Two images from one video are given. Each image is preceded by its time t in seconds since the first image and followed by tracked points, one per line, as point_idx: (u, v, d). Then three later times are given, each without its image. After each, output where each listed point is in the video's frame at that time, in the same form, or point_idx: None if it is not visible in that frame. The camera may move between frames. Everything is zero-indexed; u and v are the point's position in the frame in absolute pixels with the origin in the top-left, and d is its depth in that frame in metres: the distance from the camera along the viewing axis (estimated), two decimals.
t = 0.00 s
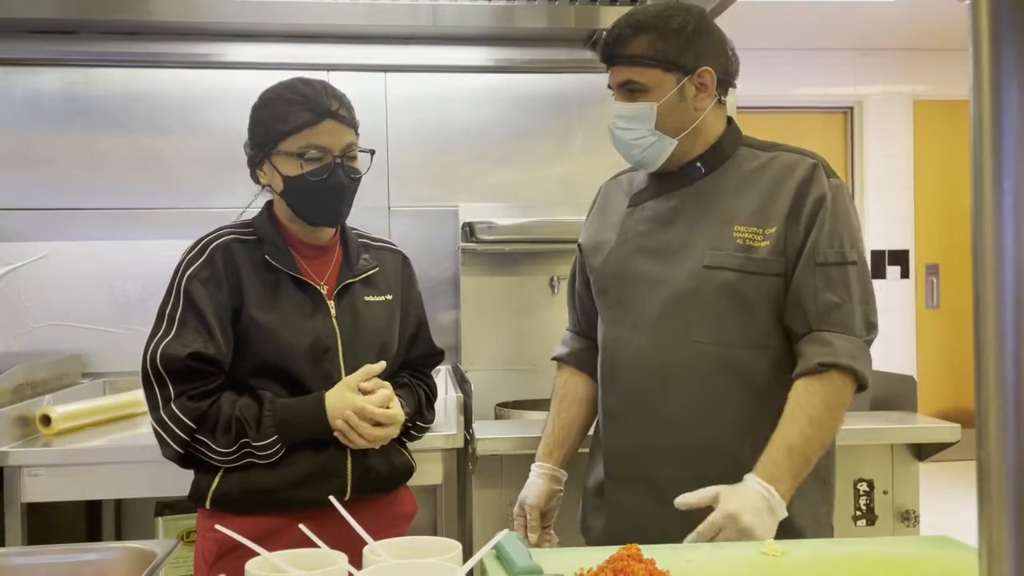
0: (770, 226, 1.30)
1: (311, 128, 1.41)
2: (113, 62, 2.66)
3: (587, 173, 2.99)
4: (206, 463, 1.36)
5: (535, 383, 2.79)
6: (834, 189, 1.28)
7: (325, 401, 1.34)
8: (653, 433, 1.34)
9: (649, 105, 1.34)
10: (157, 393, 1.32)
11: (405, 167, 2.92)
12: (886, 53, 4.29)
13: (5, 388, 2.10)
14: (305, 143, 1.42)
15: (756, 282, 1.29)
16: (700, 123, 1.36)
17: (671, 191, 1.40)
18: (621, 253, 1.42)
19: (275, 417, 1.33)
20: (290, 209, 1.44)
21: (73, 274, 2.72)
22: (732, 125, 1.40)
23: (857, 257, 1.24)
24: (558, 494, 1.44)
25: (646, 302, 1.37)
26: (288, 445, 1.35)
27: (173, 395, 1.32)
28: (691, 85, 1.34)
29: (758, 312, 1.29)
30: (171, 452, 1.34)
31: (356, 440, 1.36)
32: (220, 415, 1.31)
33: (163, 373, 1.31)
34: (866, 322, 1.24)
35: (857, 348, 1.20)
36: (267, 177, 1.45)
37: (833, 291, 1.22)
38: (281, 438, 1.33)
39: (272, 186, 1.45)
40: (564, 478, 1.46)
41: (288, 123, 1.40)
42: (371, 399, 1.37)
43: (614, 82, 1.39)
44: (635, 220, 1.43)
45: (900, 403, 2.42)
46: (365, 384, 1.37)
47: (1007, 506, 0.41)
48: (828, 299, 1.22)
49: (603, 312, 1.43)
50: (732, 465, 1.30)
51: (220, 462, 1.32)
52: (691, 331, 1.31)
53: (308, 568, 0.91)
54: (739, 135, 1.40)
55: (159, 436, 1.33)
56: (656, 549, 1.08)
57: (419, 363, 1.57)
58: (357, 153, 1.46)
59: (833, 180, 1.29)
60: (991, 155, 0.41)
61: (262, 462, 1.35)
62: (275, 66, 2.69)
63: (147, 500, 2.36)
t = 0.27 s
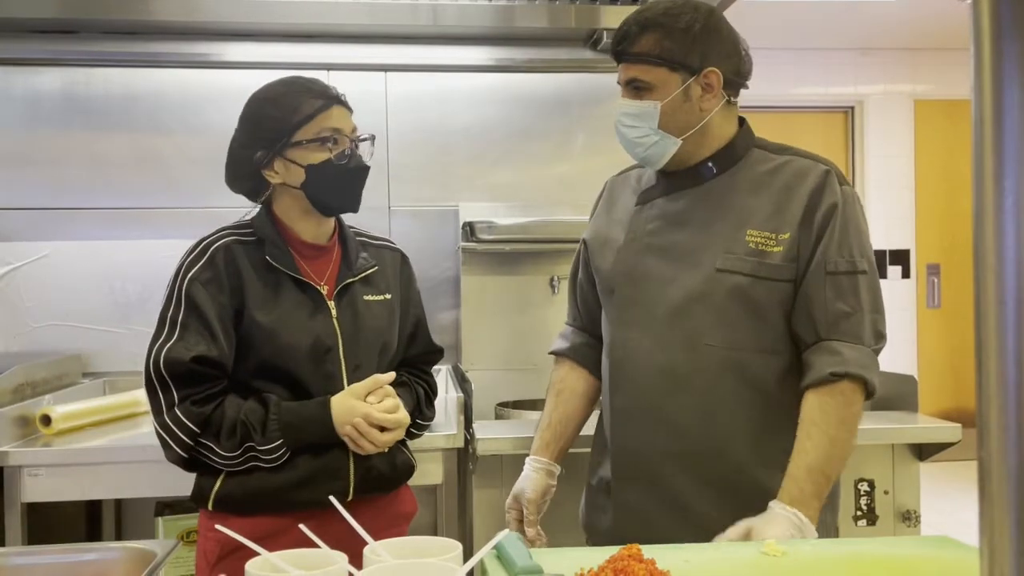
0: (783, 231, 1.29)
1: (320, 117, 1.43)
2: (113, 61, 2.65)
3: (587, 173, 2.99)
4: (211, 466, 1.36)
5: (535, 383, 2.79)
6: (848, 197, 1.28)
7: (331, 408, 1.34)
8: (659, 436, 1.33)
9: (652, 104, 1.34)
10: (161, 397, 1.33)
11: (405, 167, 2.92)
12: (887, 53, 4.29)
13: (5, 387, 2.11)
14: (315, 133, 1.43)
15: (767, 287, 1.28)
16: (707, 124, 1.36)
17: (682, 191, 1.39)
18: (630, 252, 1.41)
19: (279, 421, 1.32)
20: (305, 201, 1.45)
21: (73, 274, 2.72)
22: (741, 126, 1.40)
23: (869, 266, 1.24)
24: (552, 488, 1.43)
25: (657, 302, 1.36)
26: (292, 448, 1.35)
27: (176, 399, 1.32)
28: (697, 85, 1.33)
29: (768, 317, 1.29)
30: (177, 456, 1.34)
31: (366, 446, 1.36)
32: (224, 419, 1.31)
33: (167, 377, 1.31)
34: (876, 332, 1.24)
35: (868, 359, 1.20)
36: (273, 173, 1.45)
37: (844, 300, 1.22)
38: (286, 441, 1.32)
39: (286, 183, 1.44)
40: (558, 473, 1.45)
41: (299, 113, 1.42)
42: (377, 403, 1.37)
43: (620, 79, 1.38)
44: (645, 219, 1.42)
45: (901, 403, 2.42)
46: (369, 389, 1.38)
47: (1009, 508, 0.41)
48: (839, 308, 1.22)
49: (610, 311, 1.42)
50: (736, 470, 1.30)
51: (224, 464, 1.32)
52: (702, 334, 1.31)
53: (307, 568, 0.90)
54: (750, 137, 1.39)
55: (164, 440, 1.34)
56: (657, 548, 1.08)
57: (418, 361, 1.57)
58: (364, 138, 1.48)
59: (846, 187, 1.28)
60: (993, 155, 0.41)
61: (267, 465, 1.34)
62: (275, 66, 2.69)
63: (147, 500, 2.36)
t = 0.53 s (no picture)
0: (788, 234, 1.29)
1: (318, 113, 1.43)
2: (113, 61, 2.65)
3: (587, 172, 2.99)
4: (214, 466, 1.36)
5: (535, 383, 2.79)
6: (853, 200, 1.28)
7: (335, 404, 1.35)
8: (663, 439, 1.33)
9: (655, 102, 1.34)
10: (164, 398, 1.32)
11: (405, 166, 2.92)
12: (887, 52, 4.28)
13: (6, 387, 2.11)
14: (309, 128, 1.43)
15: (773, 290, 1.29)
16: (710, 123, 1.35)
17: (686, 192, 1.39)
18: (632, 253, 1.41)
19: (283, 418, 1.33)
20: (301, 198, 1.45)
21: (73, 274, 2.72)
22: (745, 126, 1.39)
23: (877, 269, 1.24)
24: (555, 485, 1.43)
25: (661, 305, 1.36)
26: (297, 446, 1.35)
27: (179, 399, 1.32)
28: (700, 85, 1.33)
29: (773, 321, 1.29)
30: (180, 457, 1.34)
31: (371, 441, 1.37)
32: (228, 418, 1.31)
33: (169, 377, 1.31)
34: (887, 334, 1.25)
35: (884, 364, 1.21)
36: (269, 171, 1.45)
37: (854, 305, 1.22)
38: (291, 438, 1.33)
39: (282, 180, 1.44)
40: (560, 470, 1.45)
41: (296, 107, 1.41)
42: (382, 398, 1.38)
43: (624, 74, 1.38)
44: (648, 220, 1.42)
45: (902, 402, 2.42)
46: (374, 384, 1.38)
47: (1009, 506, 0.41)
48: (853, 313, 1.22)
49: (613, 313, 1.42)
50: (741, 473, 1.29)
51: (229, 464, 1.32)
52: (707, 338, 1.31)
53: (308, 568, 0.90)
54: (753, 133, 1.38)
55: (167, 441, 1.34)
56: (658, 548, 1.08)
57: (417, 358, 1.57)
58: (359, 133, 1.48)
59: (850, 190, 1.28)
60: (992, 154, 0.41)
61: (272, 464, 1.34)
62: (275, 65, 2.69)
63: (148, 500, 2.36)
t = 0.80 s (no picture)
0: (791, 235, 1.29)
1: (289, 124, 1.41)
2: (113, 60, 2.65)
3: (587, 172, 2.99)
4: (214, 464, 1.36)
5: (535, 382, 2.79)
6: (856, 203, 1.28)
7: (335, 397, 1.34)
8: (665, 440, 1.33)
9: (659, 100, 1.34)
10: (162, 397, 1.32)
11: (406, 166, 2.92)
12: (888, 52, 4.28)
13: (7, 386, 2.11)
14: (280, 141, 1.42)
15: (775, 292, 1.29)
16: (715, 123, 1.35)
17: (687, 193, 1.39)
18: (634, 253, 1.41)
19: (282, 414, 1.33)
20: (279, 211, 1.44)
21: (74, 274, 2.72)
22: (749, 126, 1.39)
23: (880, 272, 1.24)
24: (556, 486, 1.42)
25: (663, 306, 1.36)
26: (297, 442, 1.35)
27: (178, 397, 1.31)
28: (706, 84, 1.33)
29: (776, 323, 1.29)
30: (179, 457, 1.33)
31: (372, 433, 1.37)
32: (227, 414, 1.31)
33: (167, 375, 1.31)
34: (889, 336, 1.25)
35: (886, 367, 1.21)
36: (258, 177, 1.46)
37: (856, 308, 1.23)
38: (291, 431, 1.33)
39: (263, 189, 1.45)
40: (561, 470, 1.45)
41: (273, 117, 1.41)
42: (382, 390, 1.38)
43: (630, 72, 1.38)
44: (649, 220, 1.42)
45: (902, 402, 2.42)
46: (372, 378, 1.38)
47: (1009, 506, 0.41)
48: (854, 316, 1.22)
49: (614, 312, 1.41)
50: (742, 475, 1.29)
51: (229, 460, 1.32)
52: (709, 338, 1.31)
53: (308, 567, 0.90)
54: (754, 135, 1.39)
55: (166, 441, 1.33)
56: (659, 547, 1.08)
57: (415, 357, 1.57)
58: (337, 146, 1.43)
59: (853, 192, 1.28)
60: (993, 153, 0.41)
61: (272, 460, 1.34)
62: (276, 65, 2.69)
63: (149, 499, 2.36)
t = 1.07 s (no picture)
0: (794, 234, 1.30)
1: (297, 115, 1.42)
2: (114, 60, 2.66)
3: (588, 172, 2.99)
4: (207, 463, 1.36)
5: (535, 382, 2.79)
6: (857, 204, 1.28)
7: (326, 405, 1.34)
8: (667, 438, 1.33)
9: (678, 96, 1.33)
10: (158, 394, 1.33)
11: (406, 166, 2.92)
12: (888, 52, 4.28)
13: (8, 386, 2.11)
14: (290, 128, 1.42)
15: (777, 290, 1.29)
16: (727, 120, 1.36)
17: (690, 192, 1.39)
18: (637, 251, 1.40)
19: (274, 416, 1.32)
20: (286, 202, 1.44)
21: (74, 273, 2.72)
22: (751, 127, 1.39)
23: (881, 273, 1.24)
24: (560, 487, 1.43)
25: (666, 303, 1.36)
26: (288, 445, 1.35)
27: (172, 395, 1.31)
28: (722, 81, 1.34)
29: (777, 322, 1.30)
30: (174, 452, 1.34)
31: (363, 442, 1.35)
32: (219, 414, 1.31)
33: (162, 373, 1.31)
34: (890, 337, 1.25)
35: (886, 367, 1.21)
36: (260, 170, 1.46)
37: (859, 308, 1.23)
38: (280, 432, 1.32)
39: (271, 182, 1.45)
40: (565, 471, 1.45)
41: (279, 109, 1.41)
42: (375, 399, 1.36)
43: (644, 65, 1.37)
44: (651, 219, 1.42)
45: (903, 401, 2.42)
46: (367, 384, 1.37)
47: (1010, 504, 0.41)
48: (856, 316, 1.23)
49: (616, 310, 1.41)
50: (745, 474, 1.29)
51: (221, 461, 1.32)
52: (711, 337, 1.31)
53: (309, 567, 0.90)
54: (758, 136, 1.38)
55: (161, 439, 1.34)
56: (659, 547, 1.08)
57: (419, 359, 1.57)
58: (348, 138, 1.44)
59: (855, 193, 1.29)
60: (994, 153, 0.41)
61: (263, 462, 1.34)
62: (277, 65, 2.68)
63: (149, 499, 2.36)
